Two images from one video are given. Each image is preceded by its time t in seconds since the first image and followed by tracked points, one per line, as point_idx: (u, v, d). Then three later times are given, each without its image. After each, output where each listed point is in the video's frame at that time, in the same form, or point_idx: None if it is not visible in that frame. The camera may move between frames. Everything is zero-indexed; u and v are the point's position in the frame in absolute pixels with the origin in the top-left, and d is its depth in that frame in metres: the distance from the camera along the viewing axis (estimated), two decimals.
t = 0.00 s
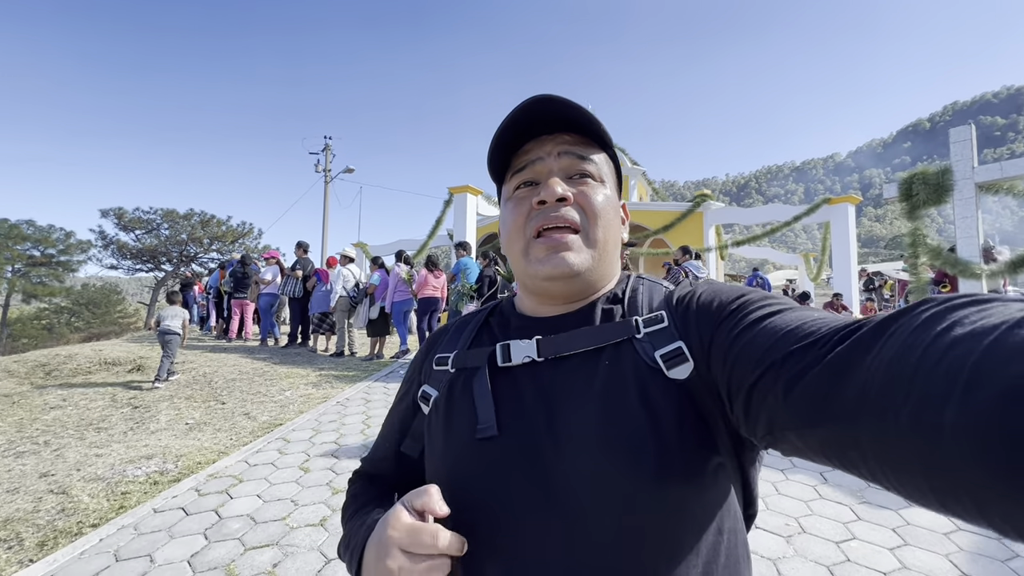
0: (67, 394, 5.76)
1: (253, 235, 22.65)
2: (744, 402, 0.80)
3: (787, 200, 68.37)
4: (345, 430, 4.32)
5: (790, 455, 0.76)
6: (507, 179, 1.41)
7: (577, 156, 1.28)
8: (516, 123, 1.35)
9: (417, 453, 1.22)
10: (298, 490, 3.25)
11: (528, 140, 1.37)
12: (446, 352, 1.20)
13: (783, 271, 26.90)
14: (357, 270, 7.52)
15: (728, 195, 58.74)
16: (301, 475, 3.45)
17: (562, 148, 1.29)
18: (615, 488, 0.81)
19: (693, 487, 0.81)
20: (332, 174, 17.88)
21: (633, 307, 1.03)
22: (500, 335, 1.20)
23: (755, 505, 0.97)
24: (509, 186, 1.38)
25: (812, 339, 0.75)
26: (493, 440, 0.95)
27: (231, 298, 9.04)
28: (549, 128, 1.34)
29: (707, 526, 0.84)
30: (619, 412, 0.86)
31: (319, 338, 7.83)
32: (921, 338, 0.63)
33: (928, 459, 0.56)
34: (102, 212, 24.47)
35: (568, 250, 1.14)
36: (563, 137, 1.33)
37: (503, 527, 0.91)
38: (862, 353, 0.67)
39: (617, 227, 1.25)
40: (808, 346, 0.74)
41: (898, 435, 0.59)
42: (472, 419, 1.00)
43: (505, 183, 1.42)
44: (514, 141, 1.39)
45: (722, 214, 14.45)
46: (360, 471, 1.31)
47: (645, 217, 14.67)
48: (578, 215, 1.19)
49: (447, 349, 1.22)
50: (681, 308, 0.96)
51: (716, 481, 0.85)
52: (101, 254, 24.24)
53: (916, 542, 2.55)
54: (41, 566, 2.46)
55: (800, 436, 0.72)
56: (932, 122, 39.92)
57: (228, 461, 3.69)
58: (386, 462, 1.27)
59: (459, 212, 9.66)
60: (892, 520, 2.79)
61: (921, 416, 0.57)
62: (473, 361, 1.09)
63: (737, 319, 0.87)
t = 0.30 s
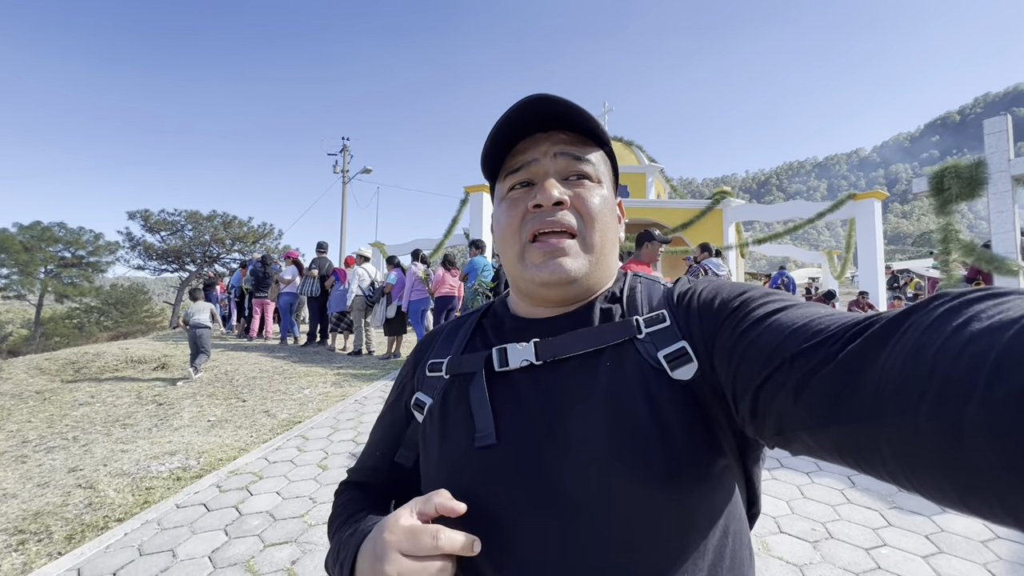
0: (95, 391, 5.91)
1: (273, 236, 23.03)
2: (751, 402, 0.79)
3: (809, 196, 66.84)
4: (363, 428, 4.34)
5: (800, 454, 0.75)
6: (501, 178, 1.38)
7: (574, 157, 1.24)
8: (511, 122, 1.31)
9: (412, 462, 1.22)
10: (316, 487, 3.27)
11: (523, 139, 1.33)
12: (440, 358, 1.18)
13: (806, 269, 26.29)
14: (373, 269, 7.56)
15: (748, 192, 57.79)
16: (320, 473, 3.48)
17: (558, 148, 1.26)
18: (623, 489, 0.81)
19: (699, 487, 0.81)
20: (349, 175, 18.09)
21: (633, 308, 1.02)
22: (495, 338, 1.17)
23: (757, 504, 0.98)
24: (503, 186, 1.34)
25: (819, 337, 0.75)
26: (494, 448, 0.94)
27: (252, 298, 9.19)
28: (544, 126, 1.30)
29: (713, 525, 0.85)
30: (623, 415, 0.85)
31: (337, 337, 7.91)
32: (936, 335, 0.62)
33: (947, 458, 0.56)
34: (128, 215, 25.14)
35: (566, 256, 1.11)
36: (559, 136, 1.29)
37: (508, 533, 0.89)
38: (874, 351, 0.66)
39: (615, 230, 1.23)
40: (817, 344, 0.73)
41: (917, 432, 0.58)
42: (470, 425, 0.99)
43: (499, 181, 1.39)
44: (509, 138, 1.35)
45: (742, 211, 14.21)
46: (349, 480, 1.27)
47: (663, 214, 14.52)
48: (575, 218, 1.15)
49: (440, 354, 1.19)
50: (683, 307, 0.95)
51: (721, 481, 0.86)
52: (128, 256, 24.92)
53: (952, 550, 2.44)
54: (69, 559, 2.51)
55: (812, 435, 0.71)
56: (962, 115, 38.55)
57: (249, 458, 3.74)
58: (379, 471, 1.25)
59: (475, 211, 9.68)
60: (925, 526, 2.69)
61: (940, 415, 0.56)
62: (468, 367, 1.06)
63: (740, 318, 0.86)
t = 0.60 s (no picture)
0: (116, 389, 6.05)
1: (287, 236, 23.32)
2: (735, 409, 0.79)
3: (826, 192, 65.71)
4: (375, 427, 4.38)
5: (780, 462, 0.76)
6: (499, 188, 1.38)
7: (571, 171, 1.24)
8: (511, 132, 1.31)
9: (410, 466, 1.22)
10: (328, 486, 3.31)
11: (522, 149, 1.33)
12: (437, 364, 1.19)
13: (822, 267, 25.90)
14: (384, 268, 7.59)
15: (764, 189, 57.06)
16: (332, 471, 3.52)
17: (557, 162, 1.26)
18: (606, 493, 0.82)
19: (682, 492, 0.82)
20: (363, 174, 18.24)
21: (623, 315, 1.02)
22: (489, 346, 1.17)
23: (747, 512, 0.98)
24: (502, 196, 1.34)
25: (800, 345, 0.75)
26: (484, 452, 0.95)
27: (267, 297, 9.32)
28: (544, 138, 1.30)
29: (697, 531, 0.86)
30: (609, 420, 0.86)
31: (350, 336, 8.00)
32: (909, 345, 0.62)
33: (915, 466, 0.56)
34: (148, 215, 25.65)
35: (560, 268, 1.11)
36: (557, 150, 1.29)
37: (495, 535, 0.91)
38: (850, 359, 0.67)
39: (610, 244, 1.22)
40: (797, 352, 0.74)
41: (886, 440, 0.59)
42: (462, 430, 1.00)
43: (497, 191, 1.39)
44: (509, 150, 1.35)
45: (757, 208, 14.01)
46: (349, 488, 1.28)
47: (676, 212, 14.43)
48: (571, 232, 1.15)
49: (437, 360, 1.20)
50: (671, 315, 0.96)
51: (707, 487, 0.86)
52: (148, 255, 25.43)
53: (971, 556, 2.39)
54: (90, 553, 2.58)
55: (790, 442, 0.71)
56: (986, 108, 37.52)
57: (263, 455, 3.80)
58: (379, 477, 1.26)
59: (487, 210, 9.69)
60: (944, 532, 2.63)
61: (909, 423, 0.56)
62: (463, 373, 1.07)
63: (725, 327, 0.87)
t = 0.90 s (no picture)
0: (127, 386, 6.11)
1: (296, 234, 23.45)
2: (743, 411, 0.77)
3: (837, 190, 65.00)
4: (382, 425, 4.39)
5: (791, 466, 0.74)
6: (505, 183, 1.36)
7: (575, 167, 1.23)
8: (516, 127, 1.30)
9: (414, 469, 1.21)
10: (337, 485, 3.31)
11: (527, 145, 1.31)
12: (441, 367, 1.17)
13: (833, 266, 25.61)
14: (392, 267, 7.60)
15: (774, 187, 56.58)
16: (340, 470, 3.52)
17: (562, 157, 1.24)
18: (611, 497, 0.81)
19: (689, 496, 0.80)
20: (371, 172, 18.30)
21: (628, 318, 1.00)
22: (494, 348, 1.16)
23: (757, 519, 0.96)
24: (506, 191, 1.33)
25: (810, 346, 0.73)
26: (488, 455, 0.93)
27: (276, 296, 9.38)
28: (549, 134, 1.29)
29: (705, 536, 0.84)
30: (614, 423, 0.85)
31: (358, 335, 8.02)
32: (923, 343, 0.60)
33: (932, 468, 0.54)
34: (159, 214, 25.90)
35: (561, 260, 1.09)
36: (562, 146, 1.28)
37: (497, 539, 0.89)
38: (862, 360, 0.64)
39: (615, 240, 1.20)
40: (807, 353, 0.72)
41: (901, 441, 0.56)
42: (466, 434, 0.98)
43: (503, 187, 1.37)
44: (514, 145, 1.34)
45: (768, 206, 13.88)
46: (355, 493, 1.27)
47: (685, 211, 14.34)
48: (574, 224, 1.13)
49: (442, 362, 1.19)
50: (679, 316, 0.94)
51: (714, 491, 0.84)
52: (159, 254, 25.70)
53: (989, 562, 2.34)
54: (102, 550, 2.60)
55: (801, 445, 0.69)
56: (1004, 104, 36.79)
57: (272, 454, 3.81)
58: (383, 480, 1.25)
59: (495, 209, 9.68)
60: (961, 537, 2.58)
61: (925, 424, 0.54)
62: (468, 375, 1.06)
63: (734, 328, 0.84)
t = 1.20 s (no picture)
0: (134, 384, 6.17)
1: (300, 234, 23.55)
2: (749, 412, 0.78)
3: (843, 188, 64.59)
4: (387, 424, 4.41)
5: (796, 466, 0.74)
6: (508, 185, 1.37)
7: (577, 166, 1.23)
8: (517, 128, 1.31)
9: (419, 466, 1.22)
10: (342, 483, 3.33)
11: (529, 145, 1.32)
12: (447, 365, 1.18)
13: (839, 265, 25.46)
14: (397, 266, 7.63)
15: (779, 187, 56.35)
16: (345, 468, 3.54)
17: (563, 156, 1.25)
18: (616, 495, 0.82)
19: (693, 495, 0.81)
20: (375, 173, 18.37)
21: (633, 316, 1.01)
22: (498, 347, 1.16)
23: (760, 519, 0.96)
24: (509, 193, 1.34)
25: (816, 347, 0.73)
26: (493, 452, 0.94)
27: (281, 295, 9.44)
28: (550, 135, 1.29)
29: (708, 535, 0.85)
30: (618, 422, 0.85)
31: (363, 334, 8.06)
32: (930, 345, 0.61)
33: (938, 469, 0.54)
34: (165, 214, 26.06)
35: (566, 260, 1.09)
36: (564, 145, 1.28)
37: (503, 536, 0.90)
38: (868, 361, 0.65)
39: (619, 237, 1.20)
40: (813, 354, 0.72)
41: (907, 441, 0.57)
42: (471, 431, 0.99)
43: (506, 188, 1.38)
44: (516, 146, 1.34)
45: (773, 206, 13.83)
46: (360, 488, 1.29)
47: (689, 210, 14.31)
48: (578, 224, 1.14)
49: (448, 361, 1.20)
50: (684, 316, 0.94)
51: (718, 491, 0.85)
52: (165, 253, 25.88)
53: (994, 563, 2.33)
54: (110, 546, 2.63)
55: (806, 445, 0.70)
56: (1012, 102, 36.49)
57: (277, 452, 3.84)
58: (388, 477, 1.26)
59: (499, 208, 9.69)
60: (967, 538, 2.57)
61: (931, 425, 0.55)
62: (473, 373, 1.07)
63: (739, 328, 0.85)
